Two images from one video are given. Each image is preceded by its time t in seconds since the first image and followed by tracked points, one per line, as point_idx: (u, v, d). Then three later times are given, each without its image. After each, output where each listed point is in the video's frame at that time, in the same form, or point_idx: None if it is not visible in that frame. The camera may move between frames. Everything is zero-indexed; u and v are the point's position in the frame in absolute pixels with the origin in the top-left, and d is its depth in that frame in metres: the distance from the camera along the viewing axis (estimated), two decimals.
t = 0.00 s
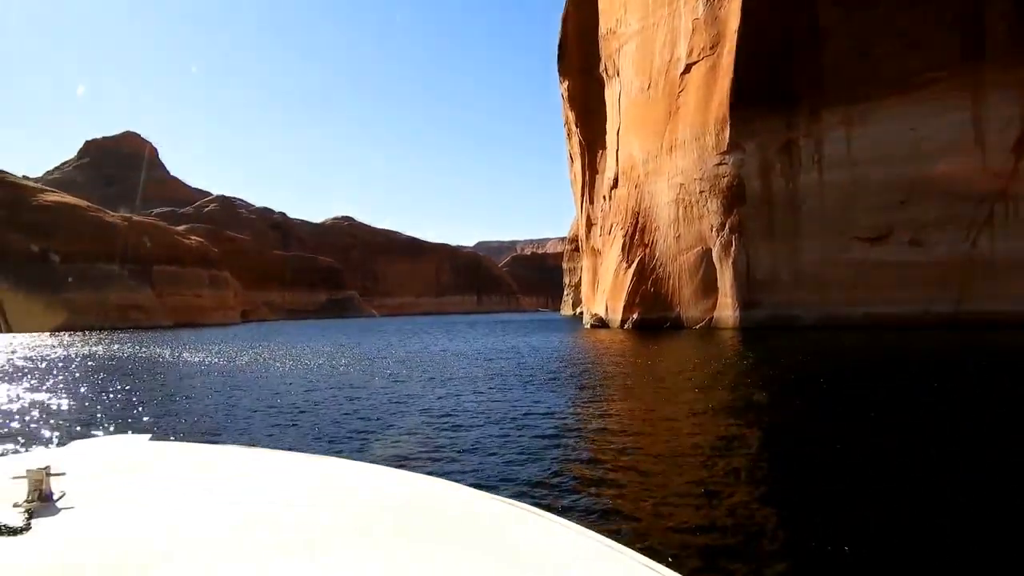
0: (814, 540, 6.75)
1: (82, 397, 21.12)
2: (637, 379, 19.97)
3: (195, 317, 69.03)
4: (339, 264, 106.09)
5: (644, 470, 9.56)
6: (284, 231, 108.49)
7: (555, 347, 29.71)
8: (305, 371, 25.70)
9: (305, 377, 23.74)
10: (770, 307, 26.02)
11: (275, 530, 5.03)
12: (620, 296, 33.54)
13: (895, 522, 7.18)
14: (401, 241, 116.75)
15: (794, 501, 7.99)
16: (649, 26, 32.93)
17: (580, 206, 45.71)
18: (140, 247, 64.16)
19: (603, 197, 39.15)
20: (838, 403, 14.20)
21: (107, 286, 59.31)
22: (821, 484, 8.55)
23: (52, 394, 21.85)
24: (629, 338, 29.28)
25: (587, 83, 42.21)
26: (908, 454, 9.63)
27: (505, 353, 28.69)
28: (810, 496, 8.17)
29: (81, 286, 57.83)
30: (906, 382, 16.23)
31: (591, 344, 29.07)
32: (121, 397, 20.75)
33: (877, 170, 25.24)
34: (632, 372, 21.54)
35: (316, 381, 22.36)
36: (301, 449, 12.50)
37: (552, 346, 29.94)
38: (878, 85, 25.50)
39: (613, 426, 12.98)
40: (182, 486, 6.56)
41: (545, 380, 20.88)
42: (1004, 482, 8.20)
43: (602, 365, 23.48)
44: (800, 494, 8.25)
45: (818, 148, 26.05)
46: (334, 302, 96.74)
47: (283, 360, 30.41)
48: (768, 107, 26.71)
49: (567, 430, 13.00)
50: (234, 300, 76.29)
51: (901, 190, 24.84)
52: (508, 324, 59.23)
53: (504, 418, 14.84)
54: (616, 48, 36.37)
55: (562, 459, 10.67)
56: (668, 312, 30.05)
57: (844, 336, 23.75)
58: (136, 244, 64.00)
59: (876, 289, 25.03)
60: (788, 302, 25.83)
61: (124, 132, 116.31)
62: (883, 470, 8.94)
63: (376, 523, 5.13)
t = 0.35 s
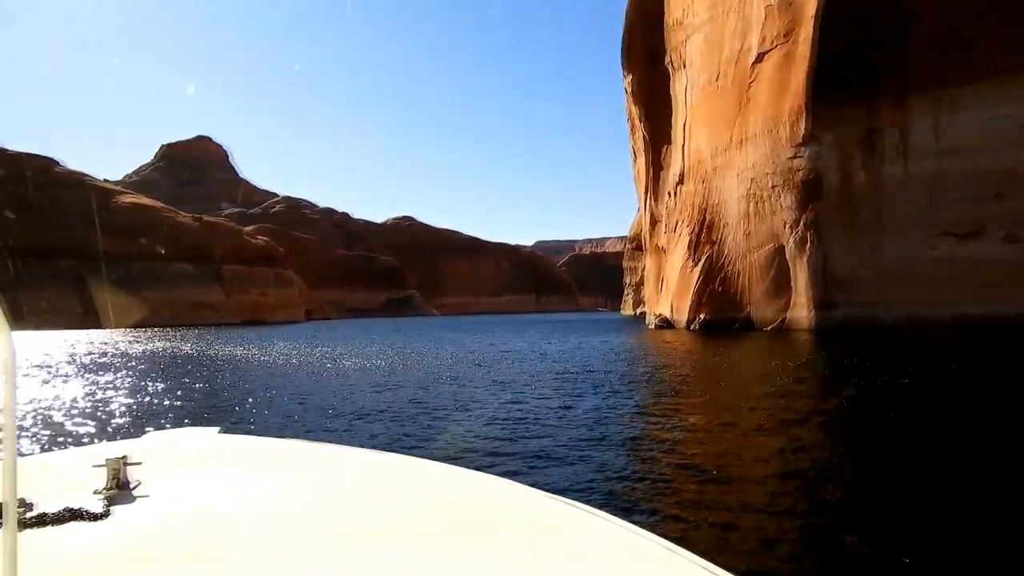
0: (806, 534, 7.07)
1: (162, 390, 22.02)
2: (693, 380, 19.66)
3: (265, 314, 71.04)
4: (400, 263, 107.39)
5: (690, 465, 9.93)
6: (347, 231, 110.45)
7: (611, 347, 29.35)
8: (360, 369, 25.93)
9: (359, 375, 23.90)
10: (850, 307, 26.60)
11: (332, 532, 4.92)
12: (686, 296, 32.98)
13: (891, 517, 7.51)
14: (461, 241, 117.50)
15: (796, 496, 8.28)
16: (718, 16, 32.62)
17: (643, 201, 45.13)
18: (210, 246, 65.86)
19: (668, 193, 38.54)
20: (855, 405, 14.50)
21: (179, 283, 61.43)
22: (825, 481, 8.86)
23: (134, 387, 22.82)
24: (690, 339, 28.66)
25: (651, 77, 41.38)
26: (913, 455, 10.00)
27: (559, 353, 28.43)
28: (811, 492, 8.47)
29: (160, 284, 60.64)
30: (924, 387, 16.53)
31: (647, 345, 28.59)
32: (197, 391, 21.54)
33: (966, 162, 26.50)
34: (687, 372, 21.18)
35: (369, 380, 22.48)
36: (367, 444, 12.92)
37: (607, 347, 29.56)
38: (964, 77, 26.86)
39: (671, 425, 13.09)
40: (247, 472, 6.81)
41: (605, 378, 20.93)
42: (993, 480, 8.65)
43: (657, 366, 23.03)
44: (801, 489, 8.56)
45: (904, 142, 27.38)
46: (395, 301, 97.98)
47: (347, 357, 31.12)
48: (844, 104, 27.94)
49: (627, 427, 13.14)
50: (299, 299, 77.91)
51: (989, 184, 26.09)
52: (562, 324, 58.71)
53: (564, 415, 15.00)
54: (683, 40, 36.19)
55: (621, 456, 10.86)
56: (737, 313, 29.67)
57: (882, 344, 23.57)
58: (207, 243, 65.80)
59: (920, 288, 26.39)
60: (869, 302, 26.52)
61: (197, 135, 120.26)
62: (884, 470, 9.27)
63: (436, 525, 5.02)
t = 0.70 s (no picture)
0: (810, 529, 7.52)
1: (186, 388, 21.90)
2: (731, 381, 19.32)
3: (300, 313, 71.12)
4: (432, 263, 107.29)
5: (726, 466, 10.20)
6: (380, 230, 110.76)
7: (645, 347, 28.78)
8: (392, 367, 25.76)
9: (391, 373, 23.72)
10: (897, 310, 26.13)
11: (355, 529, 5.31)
12: (724, 296, 32.74)
13: (891, 514, 7.97)
14: (493, 240, 117.13)
15: (804, 498, 8.67)
16: (764, 8, 32.51)
17: (681, 199, 44.24)
18: (246, 242, 66.50)
19: (707, 190, 38.10)
20: (866, 405, 14.87)
21: (213, 280, 62.00)
22: (848, 488, 8.93)
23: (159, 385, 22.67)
24: (728, 339, 28.06)
25: (689, 72, 40.62)
26: (918, 457, 10.38)
27: (591, 353, 27.94)
28: (819, 492, 8.88)
29: (196, 283, 61.03)
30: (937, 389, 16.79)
31: (683, 345, 28.01)
32: (222, 390, 21.42)
33: None
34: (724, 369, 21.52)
35: (402, 378, 22.30)
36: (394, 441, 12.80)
37: (641, 347, 29.02)
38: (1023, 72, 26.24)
39: (698, 427, 13.04)
40: (281, 470, 7.12)
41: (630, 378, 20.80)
42: (991, 481, 9.11)
43: (692, 366, 22.58)
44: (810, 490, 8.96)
45: (963, 134, 26.52)
46: (426, 300, 97.88)
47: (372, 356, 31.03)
48: (890, 98, 27.11)
49: (653, 429, 13.07)
50: (331, 297, 77.98)
51: None
52: (593, 324, 57.94)
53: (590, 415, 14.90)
54: (724, 34, 35.95)
55: (650, 459, 10.82)
56: (780, 313, 29.76)
57: (911, 345, 23.56)
58: (241, 242, 66.08)
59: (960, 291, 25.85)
60: (918, 305, 26.02)
61: (234, 136, 121.57)
62: (888, 470, 9.69)
63: (454, 524, 5.39)
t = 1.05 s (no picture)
0: (811, 523, 7.24)
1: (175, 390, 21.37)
2: (734, 380, 18.94)
3: (293, 313, 70.19)
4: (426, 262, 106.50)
5: (728, 463, 9.78)
6: (374, 230, 109.91)
7: (644, 347, 28.29)
8: (385, 368, 25.22)
9: (385, 374, 23.18)
10: (902, 309, 25.73)
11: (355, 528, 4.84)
12: (723, 295, 32.31)
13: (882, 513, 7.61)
14: (488, 240, 116.41)
15: (802, 493, 8.40)
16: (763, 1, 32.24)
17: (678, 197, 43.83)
18: (239, 242, 65.69)
19: (704, 187, 37.74)
20: (858, 403, 14.53)
21: (205, 280, 61.10)
22: (864, 484, 8.57)
23: (148, 387, 22.12)
24: (727, 338, 27.50)
25: (687, 68, 40.17)
26: (915, 456, 9.93)
27: (589, 353, 27.46)
28: (818, 486, 8.57)
29: (189, 282, 60.04)
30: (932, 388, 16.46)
31: (682, 344, 27.54)
32: (212, 391, 20.82)
33: None
34: (724, 369, 21.01)
35: (396, 379, 21.78)
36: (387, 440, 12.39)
37: (639, 347, 28.54)
38: None
39: (697, 426, 12.75)
40: (280, 468, 6.61)
41: (626, 377, 20.51)
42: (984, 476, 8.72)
43: (691, 366, 22.16)
44: (809, 484, 8.66)
45: (970, 128, 26.39)
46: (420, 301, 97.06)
47: (364, 356, 30.61)
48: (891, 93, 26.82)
49: (652, 429, 12.76)
50: (325, 297, 77.02)
51: None
52: (590, 325, 57.44)
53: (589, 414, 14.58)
54: (723, 28, 35.62)
55: (651, 458, 10.50)
56: (780, 313, 29.32)
57: (907, 343, 23.32)
58: (233, 241, 65.18)
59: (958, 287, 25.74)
60: (924, 303, 25.70)
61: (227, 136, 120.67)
62: (885, 469, 9.17)
63: (459, 523, 4.96)
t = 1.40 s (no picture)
0: (847, 540, 6.72)
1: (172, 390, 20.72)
2: (747, 380, 18.36)
3: (292, 313, 69.51)
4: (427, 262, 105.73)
5: (754, 471, 9.18)
6: (374, 229, 109.15)
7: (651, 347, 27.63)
8: (387, 368, 24.59)
9: (386, 374, 22.58)
10: (915, 309, 25.21)
11: (359, 525, 4.32)
12: (732, 295, 31.64)
13: (904, 523, 7.32)
14: (488, 239, 115.56)
15: (835, 504, 7.87)
16: None
17: (683, 195, 43.14)
18: (238, 241, 65.12)
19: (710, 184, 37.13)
20: (868, 405, 14.17)
21: (205, 280, 60.37)
22: (894, 495, 8.09)
23: (144, 387, 21.48)
24: (737, 338, 26.87)
25: (693, 63, 39.55)
26: (919, 455, 9.81)
27: (595, 353, 26.81)
28: (852, 499, 8.02)
29: (189, 282, 59.31)
30: (945, 388, 16.05)
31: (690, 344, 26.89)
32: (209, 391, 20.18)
33: None
34: (735, 369, 20.40)
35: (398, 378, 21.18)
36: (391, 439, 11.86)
37: (645, 347, 27.89)
38: None
39: (712, 426, 12.25)
40: (285, 467, 5.97)
41: (634, 377, 19.95)
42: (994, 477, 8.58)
43: (700, 365, 21.57)
44: (842, 496, 8.11)
45: (986, 122, 25.86)
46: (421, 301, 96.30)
47: (365, 356, 29.95)
48: (903, 86, 26.26)
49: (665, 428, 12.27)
50: (325, 297, 76.39)
51: None
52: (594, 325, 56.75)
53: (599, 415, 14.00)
54: (730, 21, 35.00)
55: (669, 458, 10.03)
56: (791, 312, 28.66)
57: (921, 343, 22.73)
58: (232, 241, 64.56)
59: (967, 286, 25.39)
60: (939, 303, 25.18)
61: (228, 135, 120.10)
62: (892, 471, 9.06)
63: (453, 519, 4.33)
